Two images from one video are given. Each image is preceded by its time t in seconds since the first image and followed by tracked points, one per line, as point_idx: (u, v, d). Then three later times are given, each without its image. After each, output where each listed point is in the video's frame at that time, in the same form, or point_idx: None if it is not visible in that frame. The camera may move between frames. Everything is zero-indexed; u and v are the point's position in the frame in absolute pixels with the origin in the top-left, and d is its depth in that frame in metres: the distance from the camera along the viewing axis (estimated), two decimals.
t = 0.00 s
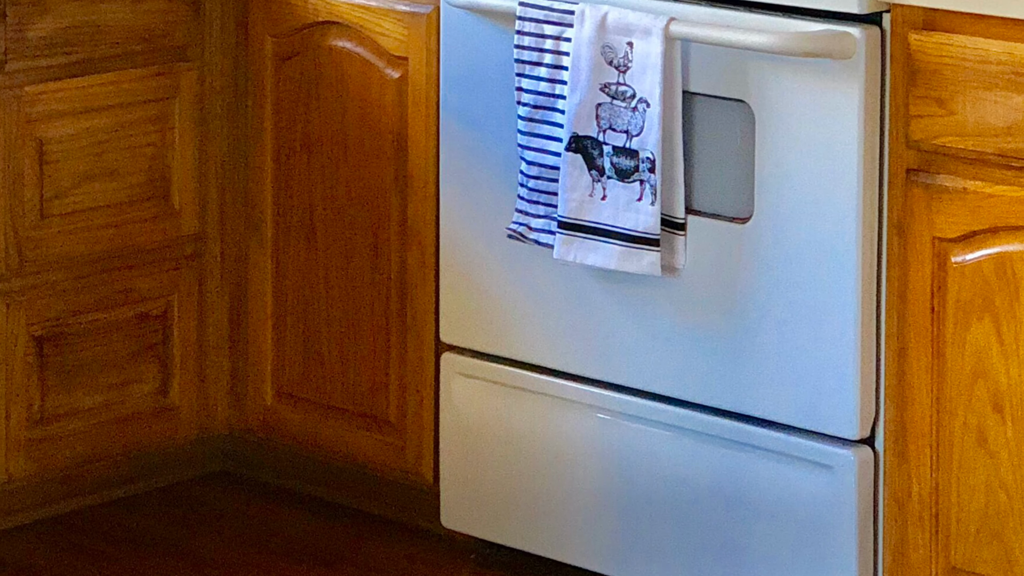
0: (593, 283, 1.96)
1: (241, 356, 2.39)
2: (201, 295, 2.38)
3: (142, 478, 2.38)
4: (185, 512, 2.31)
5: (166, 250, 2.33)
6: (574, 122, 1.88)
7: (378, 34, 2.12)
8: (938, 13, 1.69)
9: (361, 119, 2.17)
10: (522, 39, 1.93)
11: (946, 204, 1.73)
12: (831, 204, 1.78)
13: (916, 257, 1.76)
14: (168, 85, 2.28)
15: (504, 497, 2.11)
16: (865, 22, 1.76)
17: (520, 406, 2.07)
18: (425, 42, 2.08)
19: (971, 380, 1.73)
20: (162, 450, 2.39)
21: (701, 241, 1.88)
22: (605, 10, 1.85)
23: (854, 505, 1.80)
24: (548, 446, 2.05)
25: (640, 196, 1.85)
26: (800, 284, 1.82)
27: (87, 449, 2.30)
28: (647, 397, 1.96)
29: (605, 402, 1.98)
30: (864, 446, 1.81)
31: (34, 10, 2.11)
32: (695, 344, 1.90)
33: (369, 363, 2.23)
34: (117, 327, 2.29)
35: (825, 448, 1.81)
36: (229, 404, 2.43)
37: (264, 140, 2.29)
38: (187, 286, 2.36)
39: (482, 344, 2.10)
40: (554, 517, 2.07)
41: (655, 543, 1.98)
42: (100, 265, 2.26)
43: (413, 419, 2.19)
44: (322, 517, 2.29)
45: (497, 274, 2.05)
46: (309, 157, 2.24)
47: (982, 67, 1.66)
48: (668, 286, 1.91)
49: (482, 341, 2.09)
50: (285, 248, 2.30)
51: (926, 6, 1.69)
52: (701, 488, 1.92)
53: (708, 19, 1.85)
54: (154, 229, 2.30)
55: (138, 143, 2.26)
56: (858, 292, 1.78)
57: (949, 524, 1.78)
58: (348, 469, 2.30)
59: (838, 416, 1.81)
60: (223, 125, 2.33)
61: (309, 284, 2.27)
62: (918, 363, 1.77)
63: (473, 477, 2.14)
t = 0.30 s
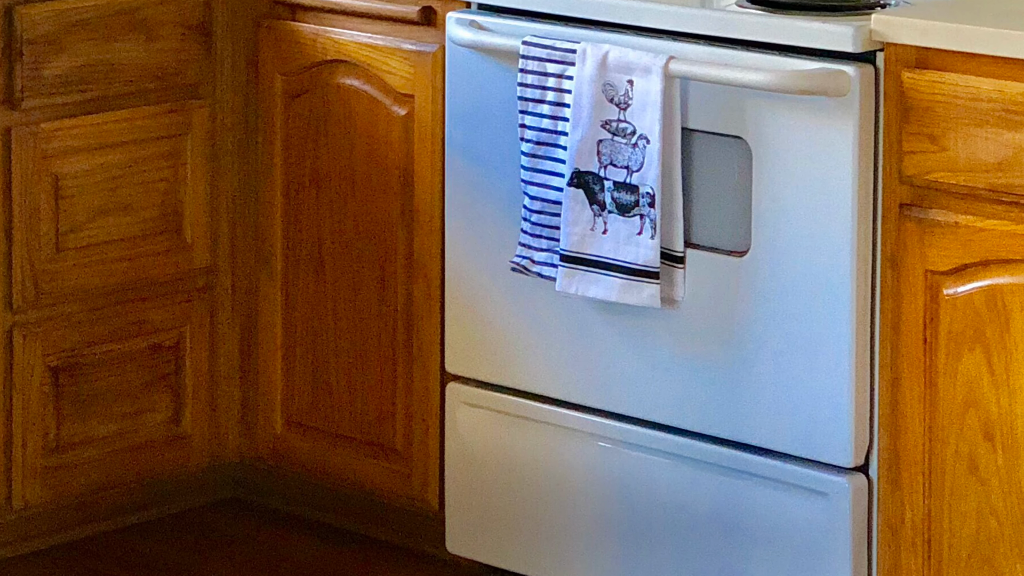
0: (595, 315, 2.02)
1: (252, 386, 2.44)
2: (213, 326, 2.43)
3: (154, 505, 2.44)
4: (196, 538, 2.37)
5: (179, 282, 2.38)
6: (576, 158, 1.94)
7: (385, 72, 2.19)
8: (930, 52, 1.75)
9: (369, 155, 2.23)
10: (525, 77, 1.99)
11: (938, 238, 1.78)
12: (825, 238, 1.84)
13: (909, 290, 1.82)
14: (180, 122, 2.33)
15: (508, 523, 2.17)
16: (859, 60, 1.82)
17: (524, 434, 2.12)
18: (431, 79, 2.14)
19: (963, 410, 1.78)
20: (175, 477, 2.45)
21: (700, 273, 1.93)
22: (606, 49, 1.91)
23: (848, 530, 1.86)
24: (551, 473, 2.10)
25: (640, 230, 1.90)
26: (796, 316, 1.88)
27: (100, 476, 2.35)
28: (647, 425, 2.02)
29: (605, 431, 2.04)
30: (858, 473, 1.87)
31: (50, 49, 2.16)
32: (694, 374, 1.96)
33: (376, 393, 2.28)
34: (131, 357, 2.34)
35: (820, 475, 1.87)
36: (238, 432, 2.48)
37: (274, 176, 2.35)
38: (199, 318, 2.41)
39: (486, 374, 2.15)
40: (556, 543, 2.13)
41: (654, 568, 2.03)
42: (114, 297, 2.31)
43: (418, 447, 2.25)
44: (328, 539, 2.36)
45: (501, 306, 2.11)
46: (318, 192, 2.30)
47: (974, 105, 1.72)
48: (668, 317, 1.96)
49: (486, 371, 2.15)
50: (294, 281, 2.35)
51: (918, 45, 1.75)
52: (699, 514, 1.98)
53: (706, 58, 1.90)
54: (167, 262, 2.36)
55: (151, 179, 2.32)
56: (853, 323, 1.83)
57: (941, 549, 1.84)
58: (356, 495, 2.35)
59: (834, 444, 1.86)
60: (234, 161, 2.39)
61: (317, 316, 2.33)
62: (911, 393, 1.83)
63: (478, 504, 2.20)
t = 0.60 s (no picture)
0: (597, 347, 2.08)
1: (262, 415, 2.52)
2: (224, 356, 2.49)
3: (167, 531, 2.50)
4: (209, 564, 2.45)
5: (191, 314, 2.43)
6: (578, 194, 2.00)
7: (392, 110, 2.26)
8: (922, 91, 1.81)
9: (377, 191, 2.30)
10: (528, 115, 2.05)
11: (931, 272, 1.84)
12: (822, 272, 1.90)
13: (902, 322, 1.87)
14: (192, 158, 2.39)
15: (512, 549, 2.24)
16: (854, 98, 1.88)
17: (528, 463, 2.19)
18: (437, 117, 2.21)
19: (954, 439, 1.84)
20: (188, 505, 2.51)
21: (699, 306, 1.99)
22: (607, 87, 1.97)
23: (842, 556, 1.93)
24: (554, 500, 2.17)
25: (640, 264, 1.96)
26: (791, 348, 1.94)
27: (114, 503, 2.41)
28: (648, 454, 2.08)
29: (607, 459, 2.10)
30: (852, 501, 1.93)
31: (65, 88, 2.23)
32: (693, 404, 2.02)
33: (384, 422, 2.35)
34: (145, 387, 2.40)
35: (816, 502, 1.94)
36: (249, 460, 2.55)
37: (285, 211, 2.43)
38: (211, 349, 2.47)
39: (491, 405, 2.22)
40: (559, 568, 2.19)
41: None
42: (128, 329, 2.37)
43: (424, 475, 2.32)
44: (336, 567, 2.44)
45: (505, 338, 2.18)
46: (327, 227, 2.38)
47: (965, 142, 1.77)
48: (667, 349, 2.02)
49: (491, 401, 2.22)
50: (303, 314, 2.43)
51: (911, 84, 1.81)
52: (698, 540, 2.04)
53: (704, 96, 1.96)
54: (180, 295, 2.41)
55: (164, 214, 2.38)
56: (847, 355, 1.90)
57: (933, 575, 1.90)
58: (363, 521, 2.42)
59: (827, 472, 1.93)
60: (245, 197, 2.46)
61: (325, 347, 2.41)
62: (904, 423, 1.89)
63: (482, 530, 2.26)
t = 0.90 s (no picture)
0: (597, 379, 2.15)
1: (272, 445, 2.59)
2: (235, 388, 2.55)
3: (179, 557, 2.56)
4: None
5: (203, 347, 2.50)
6: (580, 230, 2.06)
7: (399, 148, 2.33)
8: (915, 130, 1.87)
9: (383, 227, 2.38)
10: (532, 152, 2.11)
11: (923, 306, 1.90)
12: (816, 306, 1.96)
13: (895, 354, 1.94)
14: (204, 195, 2.46)
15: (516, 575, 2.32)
16: (847, 137, 1.95)
17: (531, 491, 2.27)
18: (443, 155, 2.28)
19: (946, 468, 1.91)
20: (199, 532, 2.58)
21: (698, 338, 2.06)
22: (608, 126, 2.03)
23: None
24: (556, 528, 2.25)
25: (640, 298, 2.03)
26: (787, 379, 2.00)
27: (128, 531, 2.47)
28: (648, 483, 2.15)
29: (608, 488, 2.17)
30: (846, 528, 2.00)
31: (81, 127, 2.29)
32: (692, 434, 2.09)
33: (391, 452, 2.43)
34: (158, 418, 2.46)
35: (811, 530, 2.00)
36: (258, 488, 2.62)
37: (294, 247, 2.50)
38: (222, 381, 2.54)
39: (494, 435, 2.29)
40: None
41: None
42: (142, 361, 2.43)
43: (429, 503, 2.40)
44: None
45: (508, 370, 2.25)
46: (335, 262, 2.45)
47: (956, 179, 1.83)
48: (667, 381, 2.09)
49: (494, 432, 2.29)
50: (310, 347, 2.51)
51: (904, 123, 1.87)
52: (697, 566, 2.11)
53: (703, 134, 2.03)
54: (192, 328, 2.48)
55: (178, 249, 2.44)
56: (842, 387, 1.96)
57: None
58: (370, 548, 2.50)
59: (822, 501, 2.00)
60: (256, 233, 2.53)
61: (333, 380, 2.48)
62: (897, 453, 1.95)
63: (486, 557, 2.34)
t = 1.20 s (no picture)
0: (599, 411, 2.21)
1: (283, 474, 2.67)
2: (246, 420, 2.62)
3: None
4: None
5: (216, 379, 2.57)
6: (582, 266, 2.13)
7: (406, 186, 2.41)
8: (907, 168, 1.93)
9: (390, 263, 2.45)
10: (535, 191, 2.18)
11: (916, 340, 1.96)
12: (811, 340, 2.03)
13: (888, 386, 2.00)
14: (216, 232, 2.53)
15: None
16: (842, 175, 2.01)
17: (534, 520, 2.34)
18: (448, 193, 2.35)
19: (937, 497, 1.98)
20: (211, 561, 2.62)
21: (696, 371, 2.12)
22: (609, 165, 2.10)
23: None
24: (559, 555, 2.32)
25: (640, 331, 2.09)
26: (783, 411, 2.07)
27: (142, 559, 2.53)
28: (648, 512, 2.22)
29: (609, 516, 2.24)
30: (840, 555, 2.07)
31: (97, 165, 2.36)
32: (690, 465, 2.15)
33: (399, 482, 2.50)
34: (172, 449, 2.53)
35: (807, 557, 2.07)
36: (269, 517, 2.68)
37: (304, 282, 2.58)
38: (234, 412, 2.60)
39: (498, 465, 2.36)
40: None
41: None
42: (157, 393, 2.49)
43: (435, 531, 2.46)
44: None
45: (512, 402, 2.31)
46: (344, 297, 2.53)
47: (947, 217, 1.90)
48: (666, 413, 2.16)
49: (498, 462, 2.36)
50: (321, 380, 2.59)
51: (897, 162, 1.94)
52: None
53: (701, 173, 2.09)
54: (205, 361, 2.54)
55: (191, 284, 2.51)
56: (836, 418, 2.03)
57: None
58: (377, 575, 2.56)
59: (818, 529, 2.06)
60: (267, 269, 2.60)
61: (342, 412, 2.56)
62: (890, 483, 2.02)
63: None
